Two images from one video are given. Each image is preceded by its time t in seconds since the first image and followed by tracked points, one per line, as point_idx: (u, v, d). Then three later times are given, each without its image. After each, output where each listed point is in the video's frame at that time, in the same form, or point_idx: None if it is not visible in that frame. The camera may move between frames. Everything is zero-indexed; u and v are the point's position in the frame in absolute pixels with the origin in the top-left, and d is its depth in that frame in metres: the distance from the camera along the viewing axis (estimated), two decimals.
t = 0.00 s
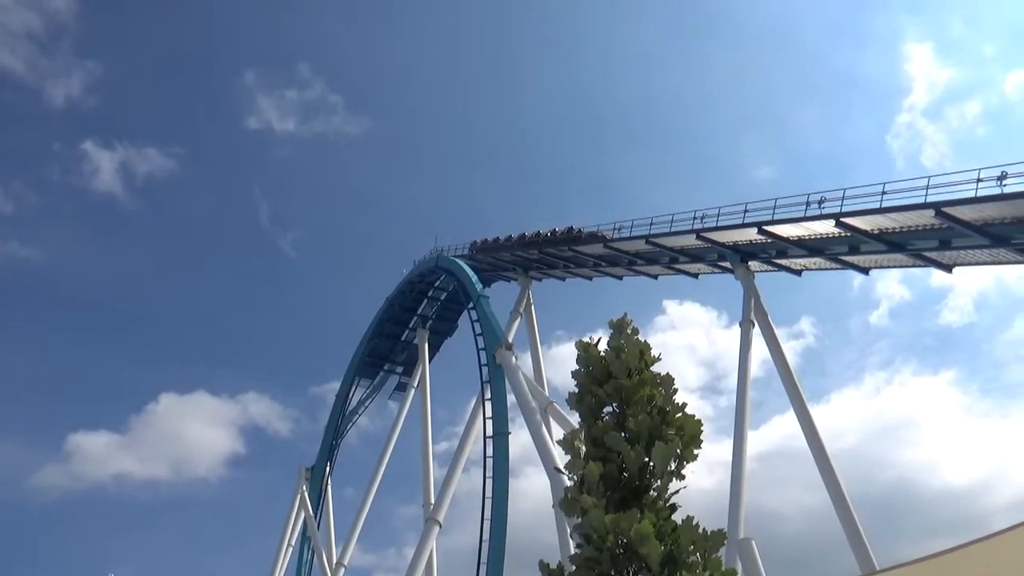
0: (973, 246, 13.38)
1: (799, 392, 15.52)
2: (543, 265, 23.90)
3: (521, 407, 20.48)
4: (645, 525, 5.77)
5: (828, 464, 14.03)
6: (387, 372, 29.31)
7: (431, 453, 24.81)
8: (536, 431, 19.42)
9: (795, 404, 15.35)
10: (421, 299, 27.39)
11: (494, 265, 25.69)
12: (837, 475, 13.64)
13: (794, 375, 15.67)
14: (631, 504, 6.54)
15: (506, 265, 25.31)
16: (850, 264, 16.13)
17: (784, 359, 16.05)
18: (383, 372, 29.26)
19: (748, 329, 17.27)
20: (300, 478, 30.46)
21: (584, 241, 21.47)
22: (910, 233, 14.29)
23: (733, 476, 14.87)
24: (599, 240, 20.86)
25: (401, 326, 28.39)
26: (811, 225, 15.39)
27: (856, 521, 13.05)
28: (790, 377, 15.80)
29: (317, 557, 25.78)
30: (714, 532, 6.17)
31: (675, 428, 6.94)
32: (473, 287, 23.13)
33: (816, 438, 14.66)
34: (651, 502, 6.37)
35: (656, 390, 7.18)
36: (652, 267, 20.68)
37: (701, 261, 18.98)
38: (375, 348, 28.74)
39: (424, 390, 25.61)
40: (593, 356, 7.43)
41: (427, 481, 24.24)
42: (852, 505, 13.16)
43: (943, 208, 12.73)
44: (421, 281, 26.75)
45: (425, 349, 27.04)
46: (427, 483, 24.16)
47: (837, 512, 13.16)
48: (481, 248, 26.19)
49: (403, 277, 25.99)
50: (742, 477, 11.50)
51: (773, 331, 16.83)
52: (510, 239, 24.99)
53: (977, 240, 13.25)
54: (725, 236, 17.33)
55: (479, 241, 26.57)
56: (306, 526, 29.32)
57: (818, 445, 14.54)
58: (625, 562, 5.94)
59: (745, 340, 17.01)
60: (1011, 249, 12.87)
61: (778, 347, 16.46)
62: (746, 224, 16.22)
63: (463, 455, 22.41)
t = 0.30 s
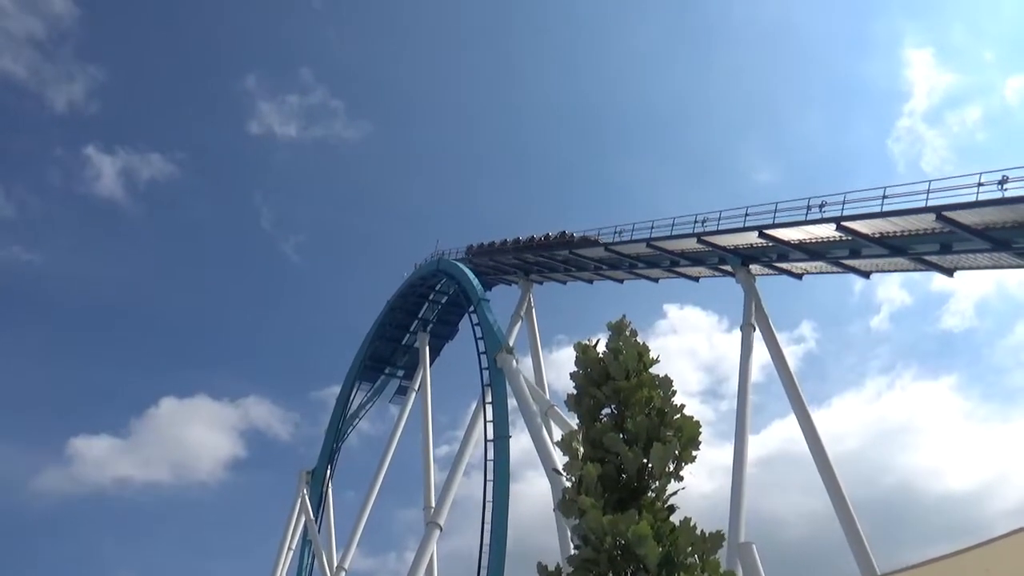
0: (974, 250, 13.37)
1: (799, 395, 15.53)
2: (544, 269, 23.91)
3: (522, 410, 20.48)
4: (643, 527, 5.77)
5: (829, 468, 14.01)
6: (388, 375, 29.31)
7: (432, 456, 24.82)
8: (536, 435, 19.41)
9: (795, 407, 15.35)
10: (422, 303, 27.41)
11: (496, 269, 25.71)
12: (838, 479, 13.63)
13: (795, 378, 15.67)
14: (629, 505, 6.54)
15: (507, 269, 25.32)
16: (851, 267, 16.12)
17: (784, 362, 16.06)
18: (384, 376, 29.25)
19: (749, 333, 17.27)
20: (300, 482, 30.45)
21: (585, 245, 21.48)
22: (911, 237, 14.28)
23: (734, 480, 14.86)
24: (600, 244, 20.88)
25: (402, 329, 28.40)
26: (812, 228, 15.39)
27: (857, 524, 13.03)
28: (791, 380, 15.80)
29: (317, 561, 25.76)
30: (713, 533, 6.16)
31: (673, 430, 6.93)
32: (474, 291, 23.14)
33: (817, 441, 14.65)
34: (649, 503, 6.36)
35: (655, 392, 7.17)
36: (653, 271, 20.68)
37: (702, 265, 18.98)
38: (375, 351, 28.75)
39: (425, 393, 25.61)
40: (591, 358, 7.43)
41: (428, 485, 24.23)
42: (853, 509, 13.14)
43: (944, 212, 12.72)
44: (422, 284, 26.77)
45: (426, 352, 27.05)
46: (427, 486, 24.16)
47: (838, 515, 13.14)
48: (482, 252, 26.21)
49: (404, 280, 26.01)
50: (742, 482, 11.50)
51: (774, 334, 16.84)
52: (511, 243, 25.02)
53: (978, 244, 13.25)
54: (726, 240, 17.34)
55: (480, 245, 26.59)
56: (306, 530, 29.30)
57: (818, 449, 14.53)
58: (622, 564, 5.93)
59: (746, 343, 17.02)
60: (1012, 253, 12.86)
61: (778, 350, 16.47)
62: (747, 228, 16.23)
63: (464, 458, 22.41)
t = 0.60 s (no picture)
0: (981, 253, 13.32)
1: (805, 397, 15.50)
2: (550, 270, 23.90)
3: (527, 411, 20.49)
4: (646, 530, 5.76)
5: (835, 471, 13.98)
6: (394, 376, 29.35)
7: (438, 457, 24.85)
8: (542, 436, 19.41)
9: (801, 410, 15.32)
10: (427, 303, 27.44)
11: (501, 270, 25.74)
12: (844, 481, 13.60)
13: (801, 381, 15.64)
14: (632, 508, 6.53)
15: (513, 270, 25.34)
16: (857, 270, 16.08)
17: (790, 364, 16.04)
18: (390, 376, 29.30)
19: (755, 335, 17.24)
20: (306, 482, 30.51)
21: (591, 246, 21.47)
22: (918, 239, 14.23)
23: (739, 483, 14.84)
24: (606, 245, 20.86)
25: (408, 330, 28.44)
26: (818, 230, 15.35)
27: (863, 528, 12.98)
28: (796, 383, 15.77)
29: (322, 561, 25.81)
30: (715, 537, 6.16)
31: (677, 433, 6.93)
32: (480, 292, 23.16)
33: (823, 444, 14.62)
34: (652, 506, 6.35)
35: (658, 395, 7.17)
36: (659, 273, 20.66)
37: (708, 266, 18.95)
38: (381, 352, 28.80)
39: (431, 394, 25.64)
40: (595, 361, 7.44)
41: (433, 486, 24.26)
42: (858, 512, 13.11)
43: (951, 215, 12.68)
44: (428, 285, 26.80)
45: (432, 353, 27.08)
46: (433, 487, 24.19)
47: (843, 518, 13.11)
48: (487, 253, 26.23)
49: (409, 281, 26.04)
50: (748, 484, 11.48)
51: (780, 336, 16.81)
52: (517, 244, 25.03)
53: (986, 247, 13.19)
54: (732, 242, 17.32)
55: (486, 246, 26.62)
56: (312, 530, 29.36)
57: (825, 452, 14.49)
58: (625, 567, 5.92)
59: (752, 346, 17.00)
60: (1019, 256, 12.81)
61: (784, 352, 16.44)
62: (753, 230, 16.21)
63: (469, 459, 22.43)
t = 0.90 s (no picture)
0: (993, 253, 13.20)
1: (814, 397, 15.42)
2: (558, 270, 23.86)
3: (535, 411, 20.46)
4: (657, 529, 5.72)
5: (845, 471, 13.90)
6: (402, 375, 29.38)
7: (446, 456, 24.85)
8: (550, 436, 19.38)
9: (810, 410, 15.25)
10: (436, 303, 27.45)
11: (510, 269, 25.72)
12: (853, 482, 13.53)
13: (811, 382, 15.55)
14: (643, 507, 6.49)
15: (521, 270, 25.31)
16: (868, 269, 15.97)
17: (800, 363, 15.96)
18: (398, 376, 29.32)
19: (764, 335, 17.15)
20: (315, 481, 30.57)
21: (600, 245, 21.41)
22: (929, 238, 14.12)
23: (748, 483, 14.76)
24: (615, 245, 20.80)
25: (416, 329, 28.44)
26: (828, 230, 15.25)
27: (874, 530, 12.88)
28: (807, 384, 15.68)
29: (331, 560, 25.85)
30: (727, 536, 6.10)
31: (688, 432, 6.88)
32: (488, 291, 23.13)
33: (833, 445, 14.52)
34: (663, 505, 6.30)
35: (669, 393, 7.12)
36: (668, 272, 20.58)
37: (717, 266, 18.87)
38: (390, 351, 28.82)
39: (439, 393, 25.64)
40: (605, 359, 7.40)
41: (442, 485, 24.26)
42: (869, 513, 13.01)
43: (962, 214, 12.57)
44: (436, 285, 26.80)
45: (440, 352, 27.07)
46: (441, 486, 24.20)
47: (853, 520, 13.02)
48: (496, 253, 26.21)
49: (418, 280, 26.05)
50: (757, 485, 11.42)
51: (790, 336, 16.72)
52: (525, 243, 24.99)
53: (998, 246, 13.07)
54: (742, 241, 17.23)
55: (495, 246, 26.59)
56: (320, 529, 29.42)
57: (834, 452, 14.40)
58: (635, 566, 5.87)
59: (762, 345, 16.91)
60: None
61: (794, 352, 16.36)
62: (763, 229, 16.12)
63: (477, 459, 22.42)
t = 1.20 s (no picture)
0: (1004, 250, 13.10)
1: (824, 396, 15.35)
2: (565, 268, 23.82)
3: (543, 409, 20.42)
4: (677, 524, 5.69)
5: (854, 470, 13.82)
6: (409, 374, 29.40)
7: (453, 455, 24.84)
8: (558, 434, 19.35)
9: (819, 409, 15.17)
10: (443, 302, 27.44)
11: (517, 267, 25.70)
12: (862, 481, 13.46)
13: (820, 380, 15.49)
14: (662, 503, 6.46)
15: (528, 268, 25.28)
16: (877, 267, 15.89)
17: (809, 361, 15.89)
18: (405, 374, 29.35)
19: (773, 333, 17.08)
20: (322, 479, 30.61)
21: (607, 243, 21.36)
22: (938, 236, 14.03)
23: (757, 481, 14.71)
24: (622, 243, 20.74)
25: (423, 328, 28.44)
26: (836, 227, 15.18)
27: (884, 529, 12.82)
28: (815, 382, 15.62)
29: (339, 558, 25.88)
30: (747, 532, 6.06)
31: (706, 427, 6.85)
32: (495, 290, 23.10)
33: (841, 443, 14.48)
34: (682, 500, 6.27)
35: (687, 388, 7.09)
36: (676, 270, 20.52)
37: (725, 264, 18.80)
38: (397, 350, 28.84)
39: (446, 392, 25.63)
40: (622, 354, 7.37)
41: (449, 484, 24.26)
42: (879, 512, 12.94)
43: (973, 211, 12.49)
44: (443, 283, 26.79)
45: (447, 351, 27.06)
46: (448, 485, 24.21)
47: (862, 518, 12.97)
48: (503, 251, 26.19)
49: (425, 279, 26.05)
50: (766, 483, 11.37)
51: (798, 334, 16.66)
52: (532, 241, 24.94)
53: (1009, 244, 12.97)
54: (750, 239, 17.17)
55: (501, 243, 26.55)
56: (328, 527, 29.47)
57: (844, 451, 14.33)
58: (655, 561, 5.85)
59: (770, 343, 16.86)
60: None
61: (802, 350, 16.29)
62: (771, 227, 16.05)
63: (484, 457, 22.42)
